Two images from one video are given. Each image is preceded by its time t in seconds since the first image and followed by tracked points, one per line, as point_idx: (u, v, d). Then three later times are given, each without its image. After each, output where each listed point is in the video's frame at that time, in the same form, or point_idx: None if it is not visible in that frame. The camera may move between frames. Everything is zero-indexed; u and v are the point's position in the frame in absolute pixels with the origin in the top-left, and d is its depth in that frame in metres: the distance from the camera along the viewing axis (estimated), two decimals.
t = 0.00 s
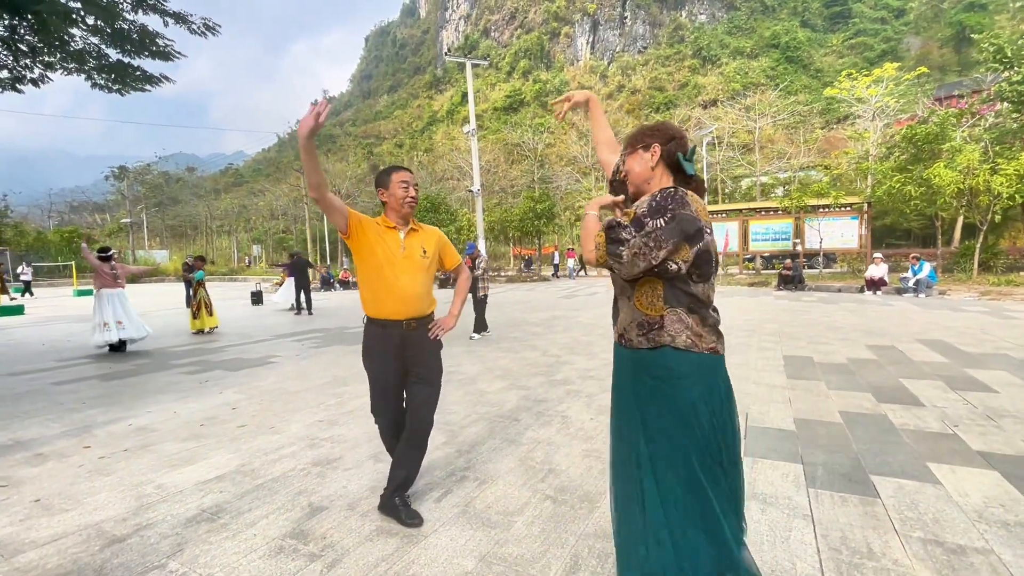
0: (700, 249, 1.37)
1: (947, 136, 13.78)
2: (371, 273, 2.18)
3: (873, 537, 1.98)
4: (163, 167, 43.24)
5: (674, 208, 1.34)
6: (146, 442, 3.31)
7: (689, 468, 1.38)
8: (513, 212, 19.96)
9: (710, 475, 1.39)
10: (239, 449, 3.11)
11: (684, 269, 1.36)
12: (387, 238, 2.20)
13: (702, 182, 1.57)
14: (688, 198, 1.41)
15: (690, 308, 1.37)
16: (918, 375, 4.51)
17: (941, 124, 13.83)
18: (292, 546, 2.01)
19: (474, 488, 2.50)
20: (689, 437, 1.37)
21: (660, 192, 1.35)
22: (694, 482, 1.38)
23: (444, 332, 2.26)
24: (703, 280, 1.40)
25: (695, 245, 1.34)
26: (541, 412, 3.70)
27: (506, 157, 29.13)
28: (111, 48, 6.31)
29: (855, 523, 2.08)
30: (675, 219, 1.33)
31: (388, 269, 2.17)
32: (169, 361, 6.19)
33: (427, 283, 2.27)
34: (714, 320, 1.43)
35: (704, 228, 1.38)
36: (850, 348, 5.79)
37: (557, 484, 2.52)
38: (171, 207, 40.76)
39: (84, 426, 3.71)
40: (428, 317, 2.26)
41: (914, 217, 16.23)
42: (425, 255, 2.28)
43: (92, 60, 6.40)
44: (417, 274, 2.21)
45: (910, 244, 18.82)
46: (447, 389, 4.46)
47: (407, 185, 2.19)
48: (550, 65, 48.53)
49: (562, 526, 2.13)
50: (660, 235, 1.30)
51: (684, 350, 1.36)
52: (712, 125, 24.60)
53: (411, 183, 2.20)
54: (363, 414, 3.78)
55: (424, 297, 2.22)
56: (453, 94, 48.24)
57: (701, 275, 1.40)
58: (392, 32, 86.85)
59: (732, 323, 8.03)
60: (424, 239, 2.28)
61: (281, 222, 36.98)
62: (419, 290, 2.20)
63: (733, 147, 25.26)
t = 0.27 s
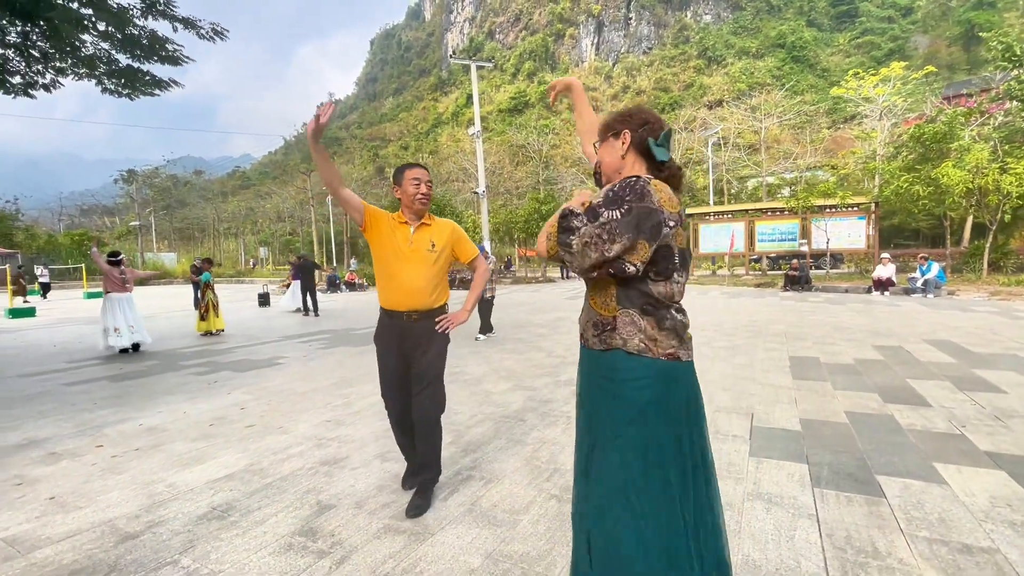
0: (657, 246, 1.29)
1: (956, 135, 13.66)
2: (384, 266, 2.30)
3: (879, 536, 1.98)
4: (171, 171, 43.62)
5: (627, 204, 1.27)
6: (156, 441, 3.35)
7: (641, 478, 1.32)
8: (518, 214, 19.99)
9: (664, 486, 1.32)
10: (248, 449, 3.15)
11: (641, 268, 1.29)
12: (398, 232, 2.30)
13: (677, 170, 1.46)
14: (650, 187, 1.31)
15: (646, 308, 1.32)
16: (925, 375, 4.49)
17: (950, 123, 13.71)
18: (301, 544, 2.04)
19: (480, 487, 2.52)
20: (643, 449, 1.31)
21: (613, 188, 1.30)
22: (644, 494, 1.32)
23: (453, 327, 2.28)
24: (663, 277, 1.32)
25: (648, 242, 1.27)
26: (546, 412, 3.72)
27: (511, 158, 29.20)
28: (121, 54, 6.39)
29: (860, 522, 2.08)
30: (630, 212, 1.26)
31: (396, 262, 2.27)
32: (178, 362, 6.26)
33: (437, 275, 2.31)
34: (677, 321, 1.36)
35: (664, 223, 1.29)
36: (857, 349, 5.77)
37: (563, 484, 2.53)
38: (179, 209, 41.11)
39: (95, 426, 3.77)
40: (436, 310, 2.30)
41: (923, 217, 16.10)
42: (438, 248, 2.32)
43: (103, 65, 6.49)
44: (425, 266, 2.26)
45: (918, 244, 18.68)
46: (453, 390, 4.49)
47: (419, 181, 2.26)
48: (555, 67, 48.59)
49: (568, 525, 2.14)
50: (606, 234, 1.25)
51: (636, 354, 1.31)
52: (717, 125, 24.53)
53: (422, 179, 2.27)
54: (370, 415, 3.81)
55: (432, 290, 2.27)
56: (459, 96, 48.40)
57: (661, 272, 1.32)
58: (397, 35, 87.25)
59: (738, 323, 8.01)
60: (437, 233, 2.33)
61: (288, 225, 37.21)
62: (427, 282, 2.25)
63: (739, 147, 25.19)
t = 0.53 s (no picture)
0: (572, 252, 1.24)
1: (966, 135, 13.51)
2: (399, 277, 2.41)
3: (883, 539, 1.98)
4: (180, 173, 44.05)
5: (543, 207, 1.25)
6: (167, 441, 3.41)
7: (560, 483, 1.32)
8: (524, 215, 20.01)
9: (583, 502, 1.29)
10: (257, 449, 3.19)
11: (557, 275, 1.26)
12: (412, 245, 2.38)
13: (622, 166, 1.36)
14: (570, 190, 1.27)
15: (569, 316, 1.30)
16: (934, 377, 4.46)
17: (960, 122, 13.57)
18: (309, 542, 2.07)
19: (486, 488, 2.53)
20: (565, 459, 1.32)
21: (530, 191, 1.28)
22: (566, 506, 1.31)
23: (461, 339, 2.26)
24: (588, 284, 1.28)
25: (560, 247, 1.22)
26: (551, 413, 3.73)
27: (517, 160, 29.25)
28: (132, 59, 6.48)
29: (865, 525, 2.08)
30: (544, 217, 1.23)
31: (408, 272, 2.35)
32: (188, 363, 6.34)
33: (447, 286, 2.32)
34: (605, 331, 1.31)
35: (578, 228, 1.24)
36: (865, 350, 5.73)
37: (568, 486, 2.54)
38: (188, 212, 41.54)
39: (107, 426, 3.83)
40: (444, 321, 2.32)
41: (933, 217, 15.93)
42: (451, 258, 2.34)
43: (115, 70, 6.59)
44: (434, 279, 2.29)
45: (929, 245, 18.50)
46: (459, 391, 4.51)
47: (430, 196, 2.28)
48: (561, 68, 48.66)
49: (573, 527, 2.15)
50: (515, 241, 1.23)
51: (563, 363, 1.32)
52: (724, 126, 24.42)
53: (435, 196, 2.30)
54: (376, 416, 3.84)
55: (439, 301, 2.29)
56: (465, 98, 48.55)
57: (583, 278, 1.27)
58: (403, 38, 87.68)
59: (745, 325, 7.98)
60: (450, 245, 2.35)
61: (295, 227, 37.48)
62: (435, 294, 2.29)
63: (746, 148, 25.09)
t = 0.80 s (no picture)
0: (464, 273, 1.27)
1: (979, 135, 13.34)
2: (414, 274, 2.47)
3: (888, 544, 1.97)
4: (191, 176, 44.56)
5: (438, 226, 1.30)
6: (177, 441, 3.46)
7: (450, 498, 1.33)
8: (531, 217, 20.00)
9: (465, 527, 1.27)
10: (264, 450, 3.23)
11: (452, 295, 1.30)
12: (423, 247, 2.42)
13: (532, 180, 1.33)
14: (470, 211, 1.29)
15: (464, 335, 1.31)
16: (944, 381, 4.42)
17: (973, 121, 13.39)
18: (313, 543, 2.09)
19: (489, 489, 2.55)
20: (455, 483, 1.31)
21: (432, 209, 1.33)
22: (450, 531, 1.30)
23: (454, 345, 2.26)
24: (481, 304, 1.28)
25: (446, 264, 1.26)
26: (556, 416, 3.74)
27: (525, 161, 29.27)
28: (144, 64, 6.59)
29: (870, 530, 2.07)
30: (443, 238, 1.28)
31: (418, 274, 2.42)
32: (197, 364, 6.42)
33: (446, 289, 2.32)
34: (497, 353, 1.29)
35: (465, 245, 1.27)
36: (874, 353, 5.68)
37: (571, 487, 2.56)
38: (199, 214, 42.00)
39: (118, 426, 3.90)
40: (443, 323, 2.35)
41: (945, 218, 15.74)
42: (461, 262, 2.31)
43: (127, 75, 6.69)
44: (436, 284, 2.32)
45: (942, 246, 18.28)
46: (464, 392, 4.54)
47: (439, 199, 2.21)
48: (569, 69, 48.66)
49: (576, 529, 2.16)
50: (408, 257, 1.31)
51: (458, 380, 1.34)
52: (732, 126, 24.28)
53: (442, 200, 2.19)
54: (382, 418, 3.87)
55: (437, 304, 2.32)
56: (472, 100, 48.69)
57: (474, 296, 1.28)
58: (411, 40, 88.09)
59: (753, 327, 7.94)
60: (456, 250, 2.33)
61: (304, 229, 37.76)
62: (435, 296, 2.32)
63: (755, 148, 24.93)
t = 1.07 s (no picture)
0: (371, 269, 1.36)
1: (993, 134, 13.13)
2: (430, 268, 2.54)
3: (892, 548, 1.96)
4: (203, 177, 45.10)
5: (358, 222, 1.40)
6: (187, 440, 3.52)
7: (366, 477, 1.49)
8: (539, 218, 20.01)
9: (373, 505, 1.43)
10: (272, 449, 3.28)
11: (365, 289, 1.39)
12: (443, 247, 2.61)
13: (442, 177, 1.36)
14: (381, 210, 1.37)
15: (377, 329, 1.41)
16: (954, 384, 4.36)
17: (987, 120, 13.18)
18: (318, 542, 2.12)
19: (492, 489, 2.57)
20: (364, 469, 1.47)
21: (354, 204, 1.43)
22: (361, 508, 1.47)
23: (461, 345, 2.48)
24: (387, 299, 1.37)
25: (357, 261, 1.36)
26: (560, 417, 3.75)
27: (532, 162, 29.28)
28: (156, 68, 6.68)
29: (874, 533, 2.06)
30: (357, 237, 1.38)
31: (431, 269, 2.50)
32: (207, 363, 6.50)
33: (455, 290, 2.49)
34: (400, 348, 1.38)
35: (375, 242, 1.35)
36: (884, 356, 5.63)
37: (574, 488, 2.57)
38: (210, 214, 42.50)
39: (129, 424, 3.97)
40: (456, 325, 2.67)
41: (960, 219, 15.49)
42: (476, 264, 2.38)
43: (140, 79, 6.79)
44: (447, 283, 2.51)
45: (956, 246, 18.01)
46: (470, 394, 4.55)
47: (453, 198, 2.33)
48: (577, 69, 48.56)
49: (578, 529, 2.17)
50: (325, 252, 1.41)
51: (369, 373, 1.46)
52: (742, 126, 24.10)
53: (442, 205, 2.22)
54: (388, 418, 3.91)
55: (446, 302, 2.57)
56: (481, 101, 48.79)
57: (383, 290, 1.37)
58: (420, 41, 88.43)
59: (761, 328, 7.89)
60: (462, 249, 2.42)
61: (313, 229, 38.05)
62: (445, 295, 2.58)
63: (765, 148, 24.71)
